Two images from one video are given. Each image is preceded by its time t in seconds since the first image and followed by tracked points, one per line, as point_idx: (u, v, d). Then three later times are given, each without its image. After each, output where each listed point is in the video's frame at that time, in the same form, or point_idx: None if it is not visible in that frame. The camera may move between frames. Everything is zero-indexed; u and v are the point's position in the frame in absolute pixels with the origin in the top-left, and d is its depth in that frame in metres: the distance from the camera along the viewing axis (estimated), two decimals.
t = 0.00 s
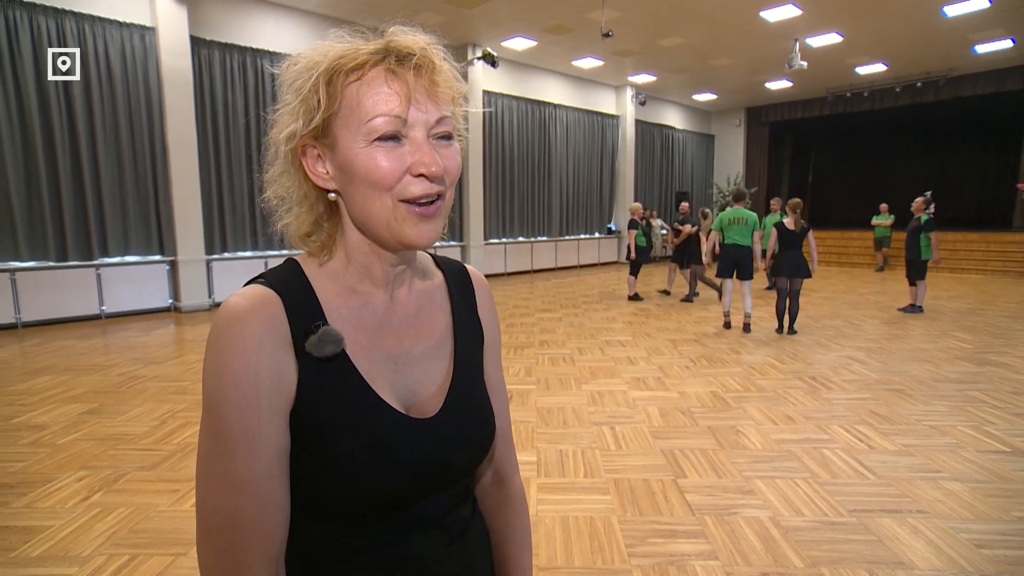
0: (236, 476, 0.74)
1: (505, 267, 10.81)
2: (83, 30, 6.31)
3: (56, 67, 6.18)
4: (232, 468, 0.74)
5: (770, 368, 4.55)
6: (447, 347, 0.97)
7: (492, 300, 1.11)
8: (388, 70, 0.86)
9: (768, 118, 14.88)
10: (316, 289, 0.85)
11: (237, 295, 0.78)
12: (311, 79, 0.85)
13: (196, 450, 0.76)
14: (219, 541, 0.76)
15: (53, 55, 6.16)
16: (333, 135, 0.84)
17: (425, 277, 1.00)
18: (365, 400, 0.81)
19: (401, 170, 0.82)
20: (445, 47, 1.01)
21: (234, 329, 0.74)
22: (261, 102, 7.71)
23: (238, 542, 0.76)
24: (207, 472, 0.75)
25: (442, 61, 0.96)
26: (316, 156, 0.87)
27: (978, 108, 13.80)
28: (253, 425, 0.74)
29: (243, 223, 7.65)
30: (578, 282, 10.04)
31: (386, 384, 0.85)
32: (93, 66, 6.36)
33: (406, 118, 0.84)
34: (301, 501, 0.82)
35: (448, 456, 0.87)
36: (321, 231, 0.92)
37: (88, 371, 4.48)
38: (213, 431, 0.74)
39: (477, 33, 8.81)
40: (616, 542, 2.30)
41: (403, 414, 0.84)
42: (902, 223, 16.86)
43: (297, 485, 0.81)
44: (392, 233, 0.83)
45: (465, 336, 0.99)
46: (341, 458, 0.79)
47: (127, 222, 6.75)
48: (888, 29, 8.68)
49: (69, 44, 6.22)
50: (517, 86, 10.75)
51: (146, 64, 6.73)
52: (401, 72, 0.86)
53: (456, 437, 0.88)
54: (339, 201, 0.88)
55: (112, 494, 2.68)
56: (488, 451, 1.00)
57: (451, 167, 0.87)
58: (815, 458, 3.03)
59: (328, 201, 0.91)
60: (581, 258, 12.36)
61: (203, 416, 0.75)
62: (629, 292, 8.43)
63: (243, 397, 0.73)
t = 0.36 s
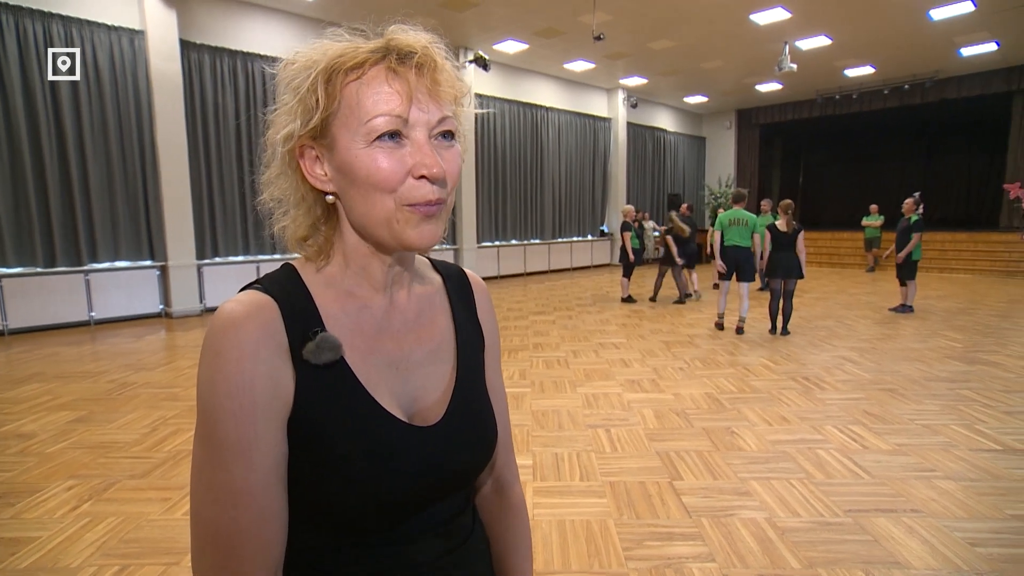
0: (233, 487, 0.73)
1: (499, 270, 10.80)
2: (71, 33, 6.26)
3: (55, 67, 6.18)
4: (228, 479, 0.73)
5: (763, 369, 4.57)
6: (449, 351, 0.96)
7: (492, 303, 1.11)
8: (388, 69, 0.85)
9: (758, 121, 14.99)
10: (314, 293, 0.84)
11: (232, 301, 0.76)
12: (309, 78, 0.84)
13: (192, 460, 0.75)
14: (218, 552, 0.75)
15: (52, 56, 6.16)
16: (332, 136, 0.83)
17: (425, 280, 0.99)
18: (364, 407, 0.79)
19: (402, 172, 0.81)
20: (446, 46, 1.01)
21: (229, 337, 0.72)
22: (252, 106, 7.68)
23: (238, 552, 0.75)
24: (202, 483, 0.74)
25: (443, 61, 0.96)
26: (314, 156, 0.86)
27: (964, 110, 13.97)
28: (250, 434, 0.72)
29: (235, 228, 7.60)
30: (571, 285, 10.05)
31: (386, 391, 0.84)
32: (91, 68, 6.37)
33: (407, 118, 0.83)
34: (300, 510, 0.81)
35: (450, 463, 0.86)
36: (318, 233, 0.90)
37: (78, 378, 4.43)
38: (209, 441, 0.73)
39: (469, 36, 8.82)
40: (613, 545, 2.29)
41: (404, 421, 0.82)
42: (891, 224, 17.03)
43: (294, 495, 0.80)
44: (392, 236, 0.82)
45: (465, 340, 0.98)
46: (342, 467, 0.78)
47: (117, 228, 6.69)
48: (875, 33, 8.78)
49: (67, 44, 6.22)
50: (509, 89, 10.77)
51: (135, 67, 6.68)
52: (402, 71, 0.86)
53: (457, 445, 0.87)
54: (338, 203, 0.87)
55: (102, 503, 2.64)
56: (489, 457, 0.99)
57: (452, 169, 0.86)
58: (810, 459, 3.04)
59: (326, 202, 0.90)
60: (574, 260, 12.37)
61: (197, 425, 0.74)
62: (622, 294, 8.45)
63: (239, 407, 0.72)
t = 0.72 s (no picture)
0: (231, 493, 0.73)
1: (497, 273, 10.80)
2: (69, 36, 6.26)
3: (55, 67, 6.20)
4: (226, 485, 0.73)
5: (762, 370, 4.57)
6: (448, 356, 0.96)
7: (489, 306, 1.10)
8: (388, 73, 0.85)
9: (756, 123, 15.01)
10: (311, 299, 0.83)
11: (229, 307, 0.76)
12: (308, 82, 0.84)
13: (191, 466, 0.74)
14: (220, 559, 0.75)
15: (52, 56, 6.18)
16: (330, 139, 0.83)
17: (423, 284, 0.99)
18: (361, 413, 0.79)
19: (400, 176, 0.81)
20: (446, 50, 1.01)
21: (225, 343, 0.72)
22: (250, 109, 7.68)
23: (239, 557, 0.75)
24: (198, 490, 0.74)
25: (442, 65, 0.96)
26: (312, 161, 0.86)
27: (962, 111, 14.01)
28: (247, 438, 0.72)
29: (233, 231, 7.60)
30: (570, 287, 10.04)
31: (384, 396, 0.84)
32: (90, 69, 6.39)
33: (406, 123, 0.83)
34: (299, 516, 0.80)
35: (448, 468, 0.86)
36: (315, 238, 0.90)
37: (76, 382, 4.42)
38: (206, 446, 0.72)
39: (467, 39, 8.84)
40: (613, 548, 2.28)
41: (401, 428, 0.82)
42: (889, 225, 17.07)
43: (291, 502, 0.80)
44: (390, 241, 0.82)
45: (463, 345, 0.98)
46: (340, 473, 0.78)
47: (115, 231, 6.68)
48: (872, 34, 8.81)
49: (67, 44, 6.23)
50: (507, 91, 10.79)
51: (133, 70, 6.68)
52: (402, 75, 0.86)
53: (455, 450, 0.87)
54: (335, 208, 0.87)
55: (99, 508, 2.63)
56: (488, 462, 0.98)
57: (451, 174, 0.86)
58: (810, 460, 3.04)
59: (324, 207, 0.90)
60: (573, 262, 12.38)
61: (193, 432, 0.73)
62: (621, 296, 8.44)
63: (235, 413, 0.71)
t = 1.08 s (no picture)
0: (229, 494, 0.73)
1: (498, 275, 10.80)
2: (72, 38, 6.28)
3: (57, 68, 6.21)
4: (224, 485, 0.73)
5: (762, 374, 4.57)
6: (445, 359, 0.96)
7: (487, 311, 1.11)
8: (387, 80, 0.85)
9: (757, 126, 15.01)
10: (310, 302, 0.83)
11: (228, 310, 0.76)
12: (308, 88, 0.84)
13: (190, 466, 0.74)
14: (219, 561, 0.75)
15: (53, 57, 6.18)
16: (329, 145, 0.84)
17: (421, 288, 0.99)
18: (359, 415, 0.79)
19: (397, 181, 0.81)
20: (445, 57, 1.01)
21: (224, 346, 0.72)
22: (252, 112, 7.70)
23: (238, 558, 0.75)
24: (197, 493, 0.74)
25: (442, 71, 0.96)
26: (311, 165, 0.86)
27: (963, 116, 14.01)
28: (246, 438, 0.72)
29: (235, 233, 7.62)
30: (571, 290, 10.05)
31: (381, 399, 0.84)
32: (91, 69, 6.39)
33: (405, 129, 0.84)
34: (298, 517, 0.80)
35: (447, 469, 0.86)
36: (314, 241, 0.90)
37: (77, 383, 4.43)
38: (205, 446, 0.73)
39: (469, 42, 8.85)
40: (612, 552, 2.28)
41: (399, 430, 0.82)
42: (889, 229, 17.08)
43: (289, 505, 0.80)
44: (387, 245, 0.82)
45: (461, 349, 0.98)
46: (340, 475, 0.78)
47: (116, 232, 6.70)
48: (873, 39, 8.82)
49: (70, 45, 6.25)
50: (508, 94, 10.81)
51: (135, 73, 6.70)
52: (401, 82, 0.86)
53: (453, 453, 0.87)
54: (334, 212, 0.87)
55: (100, 509, 2.63)
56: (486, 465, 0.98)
57: (449, 179, 0.87)
58: (810, 465, 3.03)
59: (323, 211, 0.90)
60: (574, 265, 12.38)
61: (193, 434, 0.74)
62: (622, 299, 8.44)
63: (235, 416, 0.71)
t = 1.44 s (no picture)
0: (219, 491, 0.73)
1: (499, 275, 10.80)
2: (73, 38, 6.28)
3: (56, 67, 6.20)
4: (214, 482, 0.73)
5: (763, 374, 4.57)
6: (442, 358, 0.96)
7: (483, 309, 1.11)
8: (383, 80, 0.85)
9: (758, 126, 15.00)
10: (306, 302, 0.83)
11: (225, 311, 0.76)
12: (304, 87, 0.84)
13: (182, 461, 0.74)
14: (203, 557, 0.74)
15: (52, 56, 6.18)
16: (325, 145, 0.84)
17: (417, 288, 0.99)
18: (356, 415, 0.79)
19: (393, 181, 0.81)
20: (441, 57, 1.01)
21: (219, 348, 0.72)
22: (252, 111, 7.70)
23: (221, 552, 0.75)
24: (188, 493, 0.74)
25: (437, 72, 0.96)
26: (308, 165, 0.86)
27: (965, 116, 13.98)
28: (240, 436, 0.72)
29: (235, 232, 7.62)
30: (571, 289, 10.05)
31: (378, 399, 0.84)
32: (92, 69, 6.39)
33: (400, 129, 0.84)
34: (293, 515, 0.80)
35: (443, 469, 0.86)
36: (311, 241, 0.90)
37: (78, 382, 4.44)
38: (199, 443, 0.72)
39: (469, 42, 8.85)
40: (612, 552, 2.28)
41: (396, 430, 0.82)
42: (890, 229, 17.06)
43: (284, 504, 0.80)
44: (383, 244, 0.82)
45: (458, 348, 0.98)
46: (337, 475, 0.78)
47: (118, 232, 6.70)
48: (874, 39, 8.80)
49: (70, 45, 6.25)
50: (509, 94, 10.80)
51: (137, 72, 6.71)
52: (397, 82, 0.86)
53: (449, 452, 0.87)
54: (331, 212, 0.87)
55: (100, 508, 2.63)
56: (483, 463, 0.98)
57: (444, 179, 0.87)
58: (810, 464, 3.03)
59: (319, 210, 0.91)
60: (574, 265, 12.37)
61: (185, 435, 0.74)
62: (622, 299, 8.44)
63: (229, 419, 0.71)
